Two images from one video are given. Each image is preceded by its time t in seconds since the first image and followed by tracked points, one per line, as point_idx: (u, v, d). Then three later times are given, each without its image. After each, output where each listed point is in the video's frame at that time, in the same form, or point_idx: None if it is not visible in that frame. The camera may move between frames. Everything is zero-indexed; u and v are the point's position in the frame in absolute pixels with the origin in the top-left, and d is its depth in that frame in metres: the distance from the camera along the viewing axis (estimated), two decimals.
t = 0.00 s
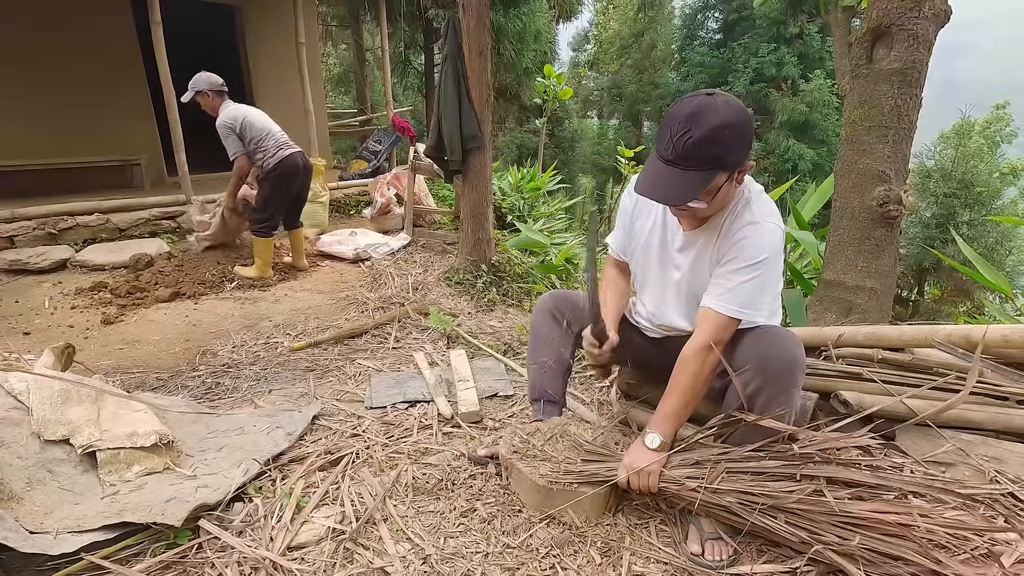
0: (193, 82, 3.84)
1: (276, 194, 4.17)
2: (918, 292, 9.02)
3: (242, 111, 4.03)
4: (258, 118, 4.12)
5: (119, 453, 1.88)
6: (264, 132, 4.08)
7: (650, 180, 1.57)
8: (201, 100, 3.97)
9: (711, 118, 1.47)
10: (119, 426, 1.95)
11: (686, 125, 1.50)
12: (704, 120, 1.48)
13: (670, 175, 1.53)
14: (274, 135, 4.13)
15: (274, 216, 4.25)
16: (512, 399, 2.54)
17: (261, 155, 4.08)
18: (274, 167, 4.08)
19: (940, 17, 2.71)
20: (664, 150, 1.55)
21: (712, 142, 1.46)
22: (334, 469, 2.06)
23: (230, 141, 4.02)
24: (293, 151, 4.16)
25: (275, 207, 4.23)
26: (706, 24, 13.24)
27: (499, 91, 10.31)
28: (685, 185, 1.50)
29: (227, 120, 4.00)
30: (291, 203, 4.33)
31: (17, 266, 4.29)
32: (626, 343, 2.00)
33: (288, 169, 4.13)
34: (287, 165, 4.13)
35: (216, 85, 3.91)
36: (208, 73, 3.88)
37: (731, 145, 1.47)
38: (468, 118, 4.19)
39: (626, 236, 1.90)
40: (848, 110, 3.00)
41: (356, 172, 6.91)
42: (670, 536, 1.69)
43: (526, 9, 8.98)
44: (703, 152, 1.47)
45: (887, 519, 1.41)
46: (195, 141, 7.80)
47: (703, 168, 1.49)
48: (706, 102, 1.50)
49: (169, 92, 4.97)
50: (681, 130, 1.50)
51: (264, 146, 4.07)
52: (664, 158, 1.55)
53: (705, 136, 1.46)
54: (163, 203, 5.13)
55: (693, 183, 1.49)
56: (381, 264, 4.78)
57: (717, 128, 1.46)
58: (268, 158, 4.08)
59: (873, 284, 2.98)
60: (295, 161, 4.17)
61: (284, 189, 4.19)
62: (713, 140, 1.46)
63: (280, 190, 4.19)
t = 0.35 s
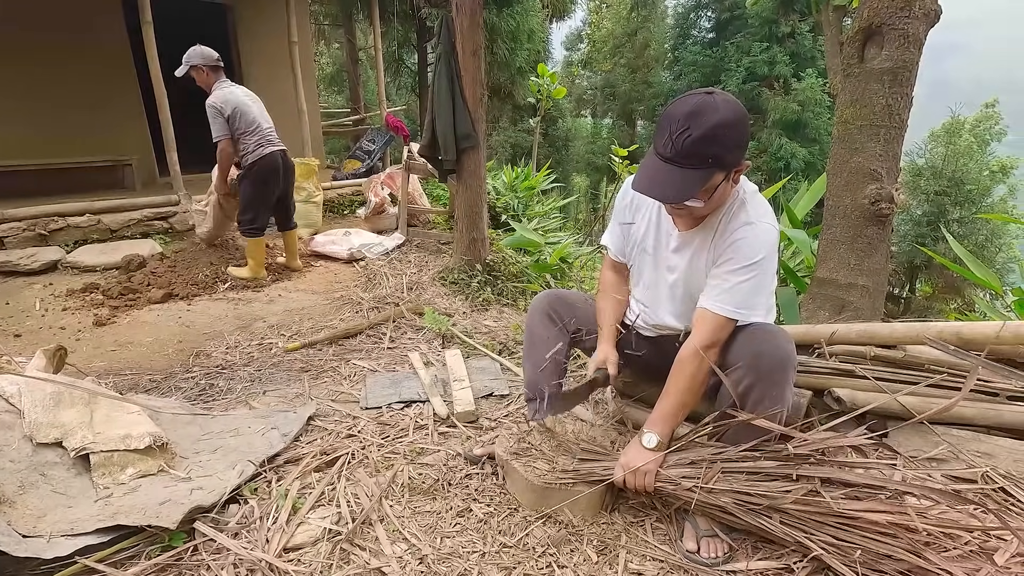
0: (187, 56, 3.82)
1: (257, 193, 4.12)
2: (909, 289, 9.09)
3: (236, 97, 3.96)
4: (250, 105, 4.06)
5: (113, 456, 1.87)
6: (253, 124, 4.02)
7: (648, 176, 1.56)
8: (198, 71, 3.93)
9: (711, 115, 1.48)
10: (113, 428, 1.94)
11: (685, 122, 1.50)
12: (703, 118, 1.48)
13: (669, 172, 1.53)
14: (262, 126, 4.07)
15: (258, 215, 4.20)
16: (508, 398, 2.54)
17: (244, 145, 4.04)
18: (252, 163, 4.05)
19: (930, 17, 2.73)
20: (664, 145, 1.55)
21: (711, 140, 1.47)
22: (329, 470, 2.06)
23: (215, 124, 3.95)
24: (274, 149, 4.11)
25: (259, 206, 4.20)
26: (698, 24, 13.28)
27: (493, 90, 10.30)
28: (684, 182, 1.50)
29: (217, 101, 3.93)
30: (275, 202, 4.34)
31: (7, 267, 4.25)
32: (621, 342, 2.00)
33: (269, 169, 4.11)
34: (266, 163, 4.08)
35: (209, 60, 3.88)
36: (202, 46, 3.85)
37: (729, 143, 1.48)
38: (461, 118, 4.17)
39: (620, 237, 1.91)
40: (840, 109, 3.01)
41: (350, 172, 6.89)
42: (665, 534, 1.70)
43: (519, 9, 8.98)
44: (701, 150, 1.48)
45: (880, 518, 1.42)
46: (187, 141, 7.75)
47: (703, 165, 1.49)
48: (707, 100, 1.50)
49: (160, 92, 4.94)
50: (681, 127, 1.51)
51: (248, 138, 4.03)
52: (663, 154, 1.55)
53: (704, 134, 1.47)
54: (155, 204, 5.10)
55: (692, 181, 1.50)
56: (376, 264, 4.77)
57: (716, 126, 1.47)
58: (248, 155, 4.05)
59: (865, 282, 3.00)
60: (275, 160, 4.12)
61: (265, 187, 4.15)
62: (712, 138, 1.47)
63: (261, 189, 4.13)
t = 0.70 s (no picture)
0: (170, 51, 3.73)
1: (245, 191, 4.11)
2: (901, 286, 9.16)
3: (225, 95, 3.90)
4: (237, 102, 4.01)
5: (107, 459, 1.86)
6: (243, 122, 3.99)
7: (641, 170, 1.57)
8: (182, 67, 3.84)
9: (702, 110, 1.49)
10: (107, 431, 1.93)
11: (677, 118, 1.51)
12: (695, 113, 1.49)
13: (661, 166, 1.53)
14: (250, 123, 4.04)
15: (250, 216, 4.20)
16: (503, 398, 2.55)
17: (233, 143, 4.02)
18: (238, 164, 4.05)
19: (921, 16, 2.75)
20: (656, 140, 1.56)
21: (703, 135, 1.48)
22: (325, 471, 2.05)
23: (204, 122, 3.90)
24: (262, 148, 4.11)
25: (251, 206, 4.20)
26: (692, 23, 13.30)
27: (487, 89, 10.29)
28: (675, 176, 1.51)
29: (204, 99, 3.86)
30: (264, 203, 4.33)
31: None
32: (616, 340, 2.01)
33: (257, 170, 4.09)
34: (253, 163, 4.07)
35: (194, 55, 3.81)
36: (185, 41, 3.76)
37: (721, 138, 1.48)
38: (456, 117, 4.18)
39: (614, 234, 1.91)
40: (832, 108, 3.03)
41: (344, 172, 6.87)
42: (662, 532, 1.70)
43: (513, 8, 8.98)
44: (694, 145, 1.49)
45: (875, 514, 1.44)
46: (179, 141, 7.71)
47: (694, 159, 1.50)
48: (698, 95, 1.51)
49: (152, 92, 4.91)
50: (672, 123, 1.51)
51: (238, 137, 4.00)
52: (655, 149, 1.56)
53: (696, 128, 1.48)
54: (147, 205, 5.07)
55: (685, 174, 1.51)
56: (370, 264, 4.77)
57: (707, 121, 1.48)
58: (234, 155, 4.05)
59: (858, 280, 3.01)
60: (263, 160, 4.12)
61: (255, 188, 4.14)
62: (705, 133, 1.48)
63: (250, 189, 4.12)
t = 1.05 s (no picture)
0: (165, 46, 3.75)
1: (235, 198, 4.13)
2: (892, 284, 9.24)
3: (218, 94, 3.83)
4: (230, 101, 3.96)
5: (98, 462, 1.84)
6: (234, 123, 3.93)
7: (627, 176, 1.58)
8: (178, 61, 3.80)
9: (685, 113, 1.49)
10: (97, 433, 1.92)
11: (659, 122, 1.51)
12: (678, 116, 1.49)
13: (646, 170, 1.54)
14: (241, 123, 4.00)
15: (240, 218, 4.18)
16: (497, 397, 2.55)
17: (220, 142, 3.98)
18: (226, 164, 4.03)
19: (909, 15, 2.77)
20: (641, 145, 1.57)
21: (686, 138, 1.48)
22: (319, 472, 2.04)
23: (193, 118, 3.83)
24: (249, 148, 4.07)
25: (239, 207, 4.18)
26: (683, 22, 13.49)
27: (479, 89, 10.28)
28: (661, 180, 1.52)
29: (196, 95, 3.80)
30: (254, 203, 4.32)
31: None
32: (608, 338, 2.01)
33: (244, 171, 4.08)
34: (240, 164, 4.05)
35: (188, 50, 3.81)
36: (179, 35, 3.77)
37: (704, 140, 1.49)
38: (448, 116, 4.17)
39: (605, 235, 1.92)
40: (822, 106, 3.05)
41: (336, 172, 6.85)
42: (655, 528, 1.71)
43: (505, 8, 8.98)
44: (678, 148, 1.49)
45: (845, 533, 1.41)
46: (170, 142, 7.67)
47: (679, 162, 1.51)
48: (681, 98, 1.51)
49: (142, 92, 4.88)
50: (656, 128, 1.52)
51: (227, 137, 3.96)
52: (641, 154, 1.57)
53: (680, 132, 1.48)
54: (138, 206, 5.03)
55: (668, 178, 1.51)
56: (363, 264, 4.76)
57: (689, 123, 1.48)
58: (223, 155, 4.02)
59: (848, 277, 3.03)
60: (253, 161, 4.11)
61: (245, 188, 4.15)
62: (689, 135, 1.48)
63: (240, 192, 4.13)
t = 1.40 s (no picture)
0: (181, 46, 3.75)
1: (235, 198, 4.12)
2: (874, 278, 9.39)
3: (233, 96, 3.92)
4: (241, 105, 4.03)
5: (80, 470, 1.82)
6: (243, 126, 4.00)
7: (611, 170, 1.59)
8: (196, 60, 3.83)
9: (669, 108, 1.51)
10: (79, 441, 1.89)
11: (644, 117, 1.53)
12: (661, 110, 1.51)
13: (630, 164, 1.55)
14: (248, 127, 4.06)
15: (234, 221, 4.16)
16: (486, 397, 2.55)
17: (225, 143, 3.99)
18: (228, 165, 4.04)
19: (886, 14, 2.81)
20: (625, 139, 1.57)
21: (670, 131, 1.49)
22: (307, 476, 2.03)
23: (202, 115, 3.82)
24: (253, 152, 4.12)
25: (233, 210, 4.17)
26: (666, 21, 13.45)
27: (464, 89, 10.27)
28: (645, 174, 1.52)
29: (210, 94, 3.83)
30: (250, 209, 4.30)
31: None
32: (595, 337, 2.01)
33: (245, 173, 4.10)
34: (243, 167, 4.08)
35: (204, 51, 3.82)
36: (198, 36, 3.79)
37: (688, 134, 1.50)
38: (433, 116, 4.16)
39: (591, 231, 1.93)
40: (803, 105, 3.09)
41: (321, 173, 6.80)
42: (644, 525, 1.72)
43: (489, 7, 8.97)
44: (662, 141, 1.50)
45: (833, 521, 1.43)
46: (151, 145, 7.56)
47: (663, 155, 1.52)
48: (665, 93, 1.53)
49: (121, 94, 4.81)
50: (640, 122, 1.53)
51: (235, 139, 3.99)
52: (625, 147, 1.57)
53: (663, 126, 1.49)
54: (118, 209, 4.96)
55: (653, 171, 1.52)
56: (350, 265, 4.73)
57: (673, 118, 1.49)
58: (224, 156, 4.03)
59: (831, 272, 3.07)
60: (253, 166, 4.14)
61: (244, 194, 4.16)
62: (673, 128, 1.49)
63: (239, 195, 4.13)
